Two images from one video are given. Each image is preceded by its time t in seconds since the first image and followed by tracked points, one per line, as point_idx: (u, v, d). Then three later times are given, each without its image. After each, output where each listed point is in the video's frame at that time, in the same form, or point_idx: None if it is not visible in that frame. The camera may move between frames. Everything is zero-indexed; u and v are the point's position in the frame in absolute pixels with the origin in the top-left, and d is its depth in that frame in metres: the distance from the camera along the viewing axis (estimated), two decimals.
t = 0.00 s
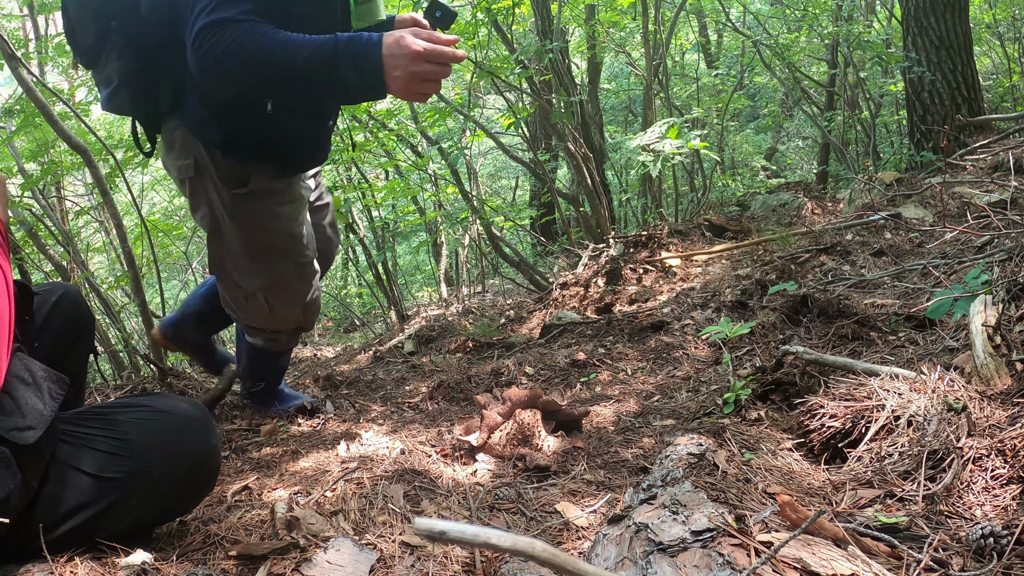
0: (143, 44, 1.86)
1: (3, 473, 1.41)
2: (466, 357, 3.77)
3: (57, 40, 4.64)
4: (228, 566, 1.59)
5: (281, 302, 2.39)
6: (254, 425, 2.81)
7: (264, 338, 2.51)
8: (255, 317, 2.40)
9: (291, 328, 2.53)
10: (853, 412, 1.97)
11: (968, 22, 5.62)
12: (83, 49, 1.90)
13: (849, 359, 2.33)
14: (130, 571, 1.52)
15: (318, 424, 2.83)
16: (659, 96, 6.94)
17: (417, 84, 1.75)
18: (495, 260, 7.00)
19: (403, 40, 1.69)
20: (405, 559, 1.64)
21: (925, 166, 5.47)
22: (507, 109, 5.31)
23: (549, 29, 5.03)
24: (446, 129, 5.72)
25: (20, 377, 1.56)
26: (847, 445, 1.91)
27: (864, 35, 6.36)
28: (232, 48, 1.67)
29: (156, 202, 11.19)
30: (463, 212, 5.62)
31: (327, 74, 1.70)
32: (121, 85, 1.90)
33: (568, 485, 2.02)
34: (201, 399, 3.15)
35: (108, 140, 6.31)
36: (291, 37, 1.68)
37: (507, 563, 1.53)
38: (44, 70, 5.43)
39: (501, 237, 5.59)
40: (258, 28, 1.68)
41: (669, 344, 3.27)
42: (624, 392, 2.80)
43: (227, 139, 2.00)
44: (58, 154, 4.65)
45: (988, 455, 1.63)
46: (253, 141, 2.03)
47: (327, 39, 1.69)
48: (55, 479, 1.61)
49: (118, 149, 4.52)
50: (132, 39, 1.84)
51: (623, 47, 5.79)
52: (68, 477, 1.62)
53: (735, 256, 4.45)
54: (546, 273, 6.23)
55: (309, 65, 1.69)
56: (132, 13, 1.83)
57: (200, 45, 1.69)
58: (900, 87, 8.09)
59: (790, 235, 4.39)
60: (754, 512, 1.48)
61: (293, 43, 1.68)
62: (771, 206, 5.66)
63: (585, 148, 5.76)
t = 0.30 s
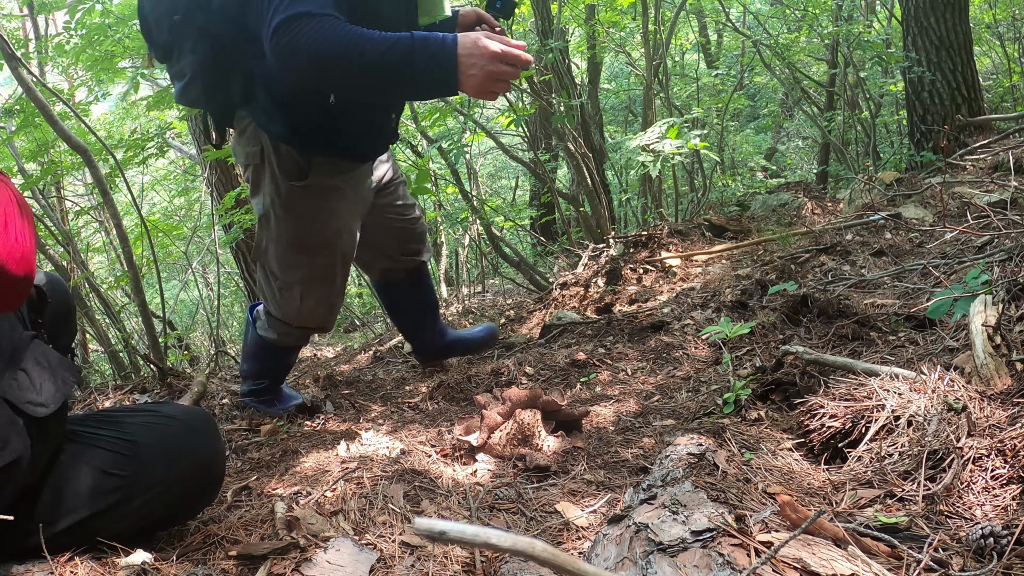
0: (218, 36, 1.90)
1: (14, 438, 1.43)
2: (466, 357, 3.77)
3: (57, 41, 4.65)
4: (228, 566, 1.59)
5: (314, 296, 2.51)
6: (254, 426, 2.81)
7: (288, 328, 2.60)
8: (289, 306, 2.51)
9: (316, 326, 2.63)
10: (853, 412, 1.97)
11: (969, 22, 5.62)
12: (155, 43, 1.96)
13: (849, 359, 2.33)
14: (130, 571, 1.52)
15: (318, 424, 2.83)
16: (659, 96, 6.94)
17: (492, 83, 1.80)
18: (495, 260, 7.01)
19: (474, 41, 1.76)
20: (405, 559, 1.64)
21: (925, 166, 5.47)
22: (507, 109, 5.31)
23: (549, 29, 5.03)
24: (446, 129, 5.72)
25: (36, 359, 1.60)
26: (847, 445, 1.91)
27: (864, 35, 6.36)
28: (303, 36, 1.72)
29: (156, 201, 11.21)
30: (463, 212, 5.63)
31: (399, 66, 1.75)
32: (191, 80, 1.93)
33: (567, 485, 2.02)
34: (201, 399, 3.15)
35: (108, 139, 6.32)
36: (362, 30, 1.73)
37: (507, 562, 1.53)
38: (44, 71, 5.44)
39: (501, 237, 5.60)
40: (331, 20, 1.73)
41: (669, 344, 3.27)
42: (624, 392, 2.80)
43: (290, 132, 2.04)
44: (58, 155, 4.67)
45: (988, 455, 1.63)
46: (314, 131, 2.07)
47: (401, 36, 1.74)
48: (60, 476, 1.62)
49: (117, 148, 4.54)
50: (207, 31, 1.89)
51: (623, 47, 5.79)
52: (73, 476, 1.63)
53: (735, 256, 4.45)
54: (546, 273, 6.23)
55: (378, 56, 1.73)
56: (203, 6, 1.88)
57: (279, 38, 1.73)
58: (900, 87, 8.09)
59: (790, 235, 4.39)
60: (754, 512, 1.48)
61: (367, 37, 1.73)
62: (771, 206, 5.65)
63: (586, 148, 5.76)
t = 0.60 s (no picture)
0: (337, 44, 2.44)
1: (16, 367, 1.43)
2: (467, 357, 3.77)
3: (58, 41, 4.66)
4: (228, 566, 1.59)
5: (377, 284, 2.80)
6: (254, 426, 2.81)
7: (335, 315, 2.85)
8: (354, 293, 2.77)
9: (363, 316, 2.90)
10: (853, 412, 1.97)
11: (969, 22, 5.63)
12: (287, 48, 2.52)
13: (849, 359, 2.34)
14: (129, 571, 1.53)
15: (318, 424, 2.83)
16: (659, 96, 6.94)
17: (539, 108, 2.00)
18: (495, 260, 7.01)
19: (538, 65, 1.94)
20: (405, 559, 1.64)
21: (925, 166, 5.47)
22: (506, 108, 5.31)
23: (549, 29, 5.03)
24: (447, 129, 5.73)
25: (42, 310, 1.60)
26: (847, 445, 1.91)
27: (864, 34, 6.37)
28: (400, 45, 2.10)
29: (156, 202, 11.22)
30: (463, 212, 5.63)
31: (474, 83, 2.06)
32: (312, 78, 2.48)
33: (567, 486, 2.02)
34: (201, 399, 3.15)
35: (108, 138, 6.33)
36: (451, 48, 2.08)
37: (507, 562, 1.53)
38: (45, 71, 5.45)
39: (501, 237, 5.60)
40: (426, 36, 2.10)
41: (669, 344, 3.27)
42: (624, 392, 2.80)
43: (387, 126, 2.48)
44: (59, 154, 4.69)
45: (987, 455, 1.63)
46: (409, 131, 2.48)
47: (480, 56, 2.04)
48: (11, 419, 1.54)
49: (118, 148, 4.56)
50: (328, 38, 2.42)
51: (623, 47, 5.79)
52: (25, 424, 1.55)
53: (735, 256, 4.45)
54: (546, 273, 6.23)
55: (460, 73, 2.06)
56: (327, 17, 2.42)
57: (374, 38, 2.14)
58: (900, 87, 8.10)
59: (790, 235, 4.40)
60: (754, 512, 1.48)
61: (453, 56, 2.07)
62: (771, 206, 5.65)
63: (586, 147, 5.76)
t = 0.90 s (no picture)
0: (412, 12, 2.55)
1: None
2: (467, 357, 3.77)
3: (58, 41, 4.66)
4: (228, 566, 1.60)
5: (475, 257, 2.71)
6: (254, 426, 2.81)
7: (444, 302, 2.78)
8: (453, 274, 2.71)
9: (474, 303, 2.82)
10: (854, 412, 1.97)
11: (968, 22, 5.63)
12: (360, 18, 2.63)
13: (849, 359, 2.34)
14: (129, 571, 1.57)
15: (318, 424, 2.83)
16: (659, 96, 6.94)
17: (579, 121, 2.12)
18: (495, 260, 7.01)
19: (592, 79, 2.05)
20: (405, 559, 1.64)
21: (925, 166, 5.46)
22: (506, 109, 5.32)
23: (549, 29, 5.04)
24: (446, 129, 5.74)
25: None
26: (847, 445, 1.91)
27: (864, 34, 6.38)
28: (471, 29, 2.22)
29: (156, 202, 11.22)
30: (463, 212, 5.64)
31: (529, 76, 2.15)
32: (384, 46, 2.56)
33: (567, 486, 2.02)
34: (201, 399, 3.15)
35: (107, 138, 6.34)
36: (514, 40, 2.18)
37: (507, 562, 1.53)
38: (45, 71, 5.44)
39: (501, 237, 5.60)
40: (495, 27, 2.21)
41: (669, 344, 3.27)
42: (624, 392, 2.80)
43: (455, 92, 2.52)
44: (59, 154, 4.71)
45: (988, 455, 1.63)
46: (476, 100, 2.53)
47: (541, 56, 2.14)
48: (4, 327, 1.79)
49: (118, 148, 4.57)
50: (403, 7, 2.53)
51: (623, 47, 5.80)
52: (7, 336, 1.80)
53: (735, 256, 4.45)
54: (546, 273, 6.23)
55: (520, 65, 2.16)
56: None
57: (453, 12, 2.27)
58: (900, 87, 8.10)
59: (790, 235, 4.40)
60: (754, 512, 1.48)
61: (517, 50, 2.17)
62: (771, 206, 5.66)
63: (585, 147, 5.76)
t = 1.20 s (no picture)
0: (440, 7, 2.65)
1: None
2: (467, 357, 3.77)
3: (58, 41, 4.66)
4: (228, 566, 1.60)
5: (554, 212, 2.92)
6: (254, 426, 2.81)
7: (550, 262, 3.02)
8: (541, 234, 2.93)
9: (578, 251, 3.03)
10: (854, 412, 1.97)
11: (968, 22, 5.63)
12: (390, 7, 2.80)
13: (849, 359, 2.34)
14: (130, 571, 1.57)
15: (318, 425, 2.83)
16: (659, 96, 6.94)
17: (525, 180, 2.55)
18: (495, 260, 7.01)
19: (546, 157, 2.46)
20: (405, 559, 1.64)
21: (925, 166, 5.46)
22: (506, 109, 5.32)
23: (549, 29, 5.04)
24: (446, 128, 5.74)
25: None
26: (847, 445, 1.91)
27: (864, 34, 6.38)
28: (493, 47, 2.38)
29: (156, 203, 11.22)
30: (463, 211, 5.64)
31: (517, 118, 2.44)
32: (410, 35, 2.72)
33: (567, 486, 2.02)
34: (201, 399, 3.15)
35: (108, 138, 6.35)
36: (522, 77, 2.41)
37: (507, 562, 1.53)
38: (45, 70, 5.44)
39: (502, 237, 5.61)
40: (514, 54, 2.39)
41: (669, 344, 3.27)
42: (624, 392, 2.80)
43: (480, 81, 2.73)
44: (60, 154, 4.72)
45: (988, 455, 1.63)
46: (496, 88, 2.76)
47: (529, 107, 2.43)
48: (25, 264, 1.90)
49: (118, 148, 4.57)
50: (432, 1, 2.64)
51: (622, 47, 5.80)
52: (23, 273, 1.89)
53: (735, 256, 4.45)
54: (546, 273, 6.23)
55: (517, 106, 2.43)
56: None
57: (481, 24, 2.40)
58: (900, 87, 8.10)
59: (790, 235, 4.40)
60: (754, 512, 1.48)
61: (516, 89, 2.41)
62: (771, 206, 5.66)
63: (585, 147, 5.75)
